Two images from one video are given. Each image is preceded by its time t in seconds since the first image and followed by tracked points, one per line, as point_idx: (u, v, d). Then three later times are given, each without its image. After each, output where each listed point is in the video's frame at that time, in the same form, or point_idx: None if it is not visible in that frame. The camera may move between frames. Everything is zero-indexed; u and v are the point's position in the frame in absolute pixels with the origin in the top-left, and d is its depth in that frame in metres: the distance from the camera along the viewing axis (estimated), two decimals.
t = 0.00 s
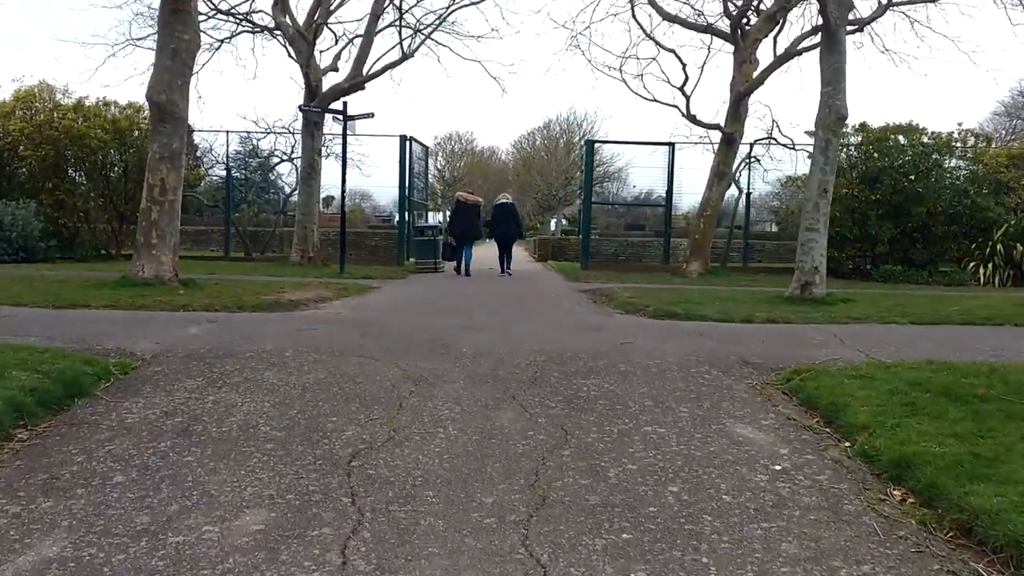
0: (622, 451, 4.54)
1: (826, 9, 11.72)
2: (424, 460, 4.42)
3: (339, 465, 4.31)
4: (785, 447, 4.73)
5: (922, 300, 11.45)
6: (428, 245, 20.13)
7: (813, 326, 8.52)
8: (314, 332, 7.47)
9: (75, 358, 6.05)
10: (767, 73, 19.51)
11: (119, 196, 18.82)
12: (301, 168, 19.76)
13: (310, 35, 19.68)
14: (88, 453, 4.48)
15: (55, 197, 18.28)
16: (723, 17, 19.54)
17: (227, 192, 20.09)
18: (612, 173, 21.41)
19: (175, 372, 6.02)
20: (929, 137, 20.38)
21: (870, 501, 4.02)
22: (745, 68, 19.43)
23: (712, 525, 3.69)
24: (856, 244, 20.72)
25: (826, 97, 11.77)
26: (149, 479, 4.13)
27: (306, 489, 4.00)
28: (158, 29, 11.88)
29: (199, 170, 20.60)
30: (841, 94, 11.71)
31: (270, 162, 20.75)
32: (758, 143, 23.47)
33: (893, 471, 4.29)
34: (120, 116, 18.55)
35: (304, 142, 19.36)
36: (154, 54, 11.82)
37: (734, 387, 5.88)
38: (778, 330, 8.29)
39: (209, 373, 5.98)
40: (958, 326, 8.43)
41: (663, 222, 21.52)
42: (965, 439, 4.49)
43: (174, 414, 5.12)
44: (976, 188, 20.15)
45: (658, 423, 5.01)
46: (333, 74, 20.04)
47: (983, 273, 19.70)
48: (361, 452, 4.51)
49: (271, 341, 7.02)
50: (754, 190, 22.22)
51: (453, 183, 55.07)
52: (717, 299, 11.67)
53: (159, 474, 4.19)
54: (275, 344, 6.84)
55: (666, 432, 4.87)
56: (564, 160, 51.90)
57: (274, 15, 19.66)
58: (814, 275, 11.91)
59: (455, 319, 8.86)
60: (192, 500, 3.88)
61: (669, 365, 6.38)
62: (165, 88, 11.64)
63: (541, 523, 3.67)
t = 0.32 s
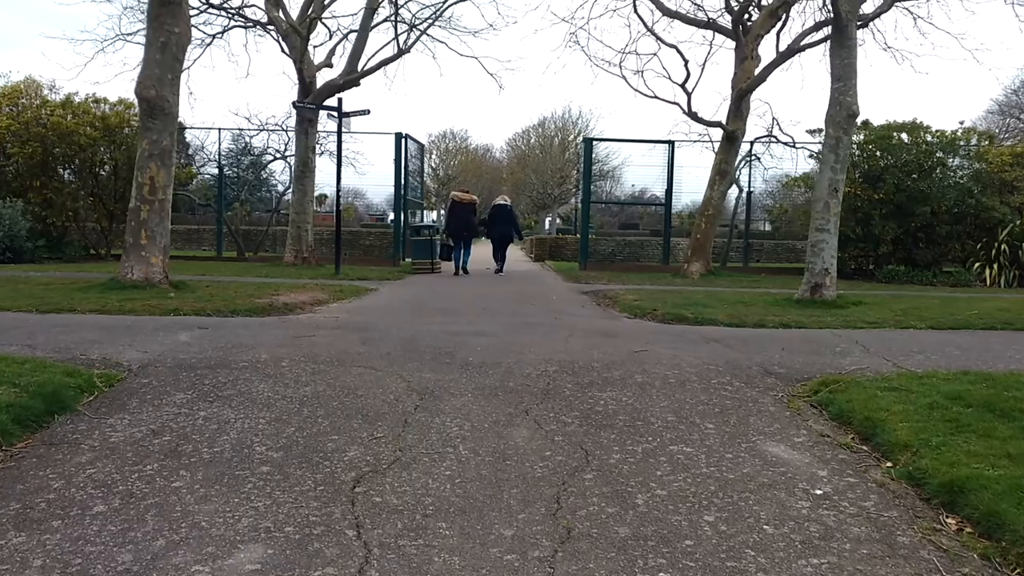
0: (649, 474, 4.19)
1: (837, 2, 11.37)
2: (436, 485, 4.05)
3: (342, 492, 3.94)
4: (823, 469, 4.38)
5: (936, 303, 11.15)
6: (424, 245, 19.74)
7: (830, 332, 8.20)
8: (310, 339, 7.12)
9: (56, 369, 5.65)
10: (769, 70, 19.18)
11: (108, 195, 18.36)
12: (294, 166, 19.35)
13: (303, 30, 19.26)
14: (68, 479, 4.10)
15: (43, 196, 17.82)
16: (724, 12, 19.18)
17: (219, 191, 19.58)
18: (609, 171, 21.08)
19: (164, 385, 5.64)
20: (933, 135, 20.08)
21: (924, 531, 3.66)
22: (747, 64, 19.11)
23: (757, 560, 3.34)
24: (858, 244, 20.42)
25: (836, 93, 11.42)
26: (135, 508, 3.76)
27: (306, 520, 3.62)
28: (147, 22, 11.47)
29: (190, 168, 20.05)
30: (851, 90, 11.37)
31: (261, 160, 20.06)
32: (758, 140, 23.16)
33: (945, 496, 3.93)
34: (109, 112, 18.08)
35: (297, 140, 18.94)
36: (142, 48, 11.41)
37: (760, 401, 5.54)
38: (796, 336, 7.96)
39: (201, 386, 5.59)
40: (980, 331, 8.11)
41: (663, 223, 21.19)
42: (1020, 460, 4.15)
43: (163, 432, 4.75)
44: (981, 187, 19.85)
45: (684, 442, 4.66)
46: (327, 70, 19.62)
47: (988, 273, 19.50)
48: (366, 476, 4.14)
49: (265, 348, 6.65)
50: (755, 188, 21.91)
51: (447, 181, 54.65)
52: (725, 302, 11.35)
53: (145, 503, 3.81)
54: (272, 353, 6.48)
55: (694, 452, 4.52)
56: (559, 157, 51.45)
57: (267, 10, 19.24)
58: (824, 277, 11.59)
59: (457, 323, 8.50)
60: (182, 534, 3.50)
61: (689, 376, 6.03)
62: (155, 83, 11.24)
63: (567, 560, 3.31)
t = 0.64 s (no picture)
0: (676, 495, 3.86)
1: None
2: (444, 509, 3.70)
3: (340, 518, 3.59)
4: (862, 488, 4.05)
5: (949, 303, 10.84)
6: (422, 242, 19.36)
7: (847, 335, 7.87)
8: (305, 343, 6.77)
9: (32, 378, 5.27)
10: (772, 64, 18.84)
11: (97, 190, 17.91)
12: (288, 160, 18.94)
13: (298, 22, 18.85)
14: (39, 502, 3.72)
15: (31, 191, 17.38)
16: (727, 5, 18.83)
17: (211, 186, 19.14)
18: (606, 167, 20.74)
19: (149, 394, 5.27)
20: (937, 131, 19.79)
21: (981, 561, 3.31)
22: (750, 58, 18.77)
23: None
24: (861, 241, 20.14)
25: (847, 87, 11.10)
26: (112, 537, 3.39)
27: (301, 552, 3.27)
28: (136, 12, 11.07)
29: (182, 164, 19.55)
30: (863, 84, 11.04)
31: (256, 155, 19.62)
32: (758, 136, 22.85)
33: (1000, 521, 3.59)
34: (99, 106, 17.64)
35: (292, 133, 18.55)
36: (132, 38, 11.02)
37: (785, 411, 5.20)
38: (812, 339, 7.64)
39: (188, 395, 5.23)
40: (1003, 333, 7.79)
41: (664, 221, 20.86)
42: None
43: (145, 447, 4.39)
44: (986, 183, 19.56)
45: (709, 459, 4.33)
46: (322, 63, 19.22)
47: (994, 271, 19.30)
48: (366, 498, 3.79)
49: (258, 354, 6.30)
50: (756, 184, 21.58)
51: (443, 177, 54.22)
52: (733, 301, 11.03)
53: (122, 531, 3.45)
54: (264, 358, 6.13)
55: (720, 470, 4.19)
56: (555, 153, 51.06)
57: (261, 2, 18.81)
58: (834, 275, 11.28)
59: (459, 324, 8.14)
60: (163, 568, 3.15)
61: (707, 384, 5.69)
62: (144, 74, 10.86)
63: None
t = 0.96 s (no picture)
0: (717, 533, 3.52)
1: None
2: (463, 550, 3.36)
3: (349, 562, 3.24)
4: (916, 522, 3.72)
5: (967, 309, 10.51)
6: (421, 243, 19.00)
7: (871, 345, 7.54)
8: (305, 355, 6.42)
9: (12, 396, 4.91)
10: (779, 62, 18.51)
11: (90, 189, 17.51)
12: (286, 159, 18.57)
13: (295, 18, 18.46)
14: (15, 542, 3.36)
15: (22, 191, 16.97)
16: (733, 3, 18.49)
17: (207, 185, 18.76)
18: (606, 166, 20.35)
19: (139, 414, 4.91)
20: (945, 131, 19.48)
21: None
22: (756, 56, 18.44)
23: None
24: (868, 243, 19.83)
25: (863, 86, 10.78)
26: None
27: None
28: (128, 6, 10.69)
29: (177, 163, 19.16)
30: (879, 83, 10.72)
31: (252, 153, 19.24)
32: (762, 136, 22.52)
33: None
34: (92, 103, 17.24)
35: (289, 132, 18.17)
36: (124, 33, 10.64)
37: (821, 433, 4.86)
38: (835, 349, 7.31)
39: (180, 416, 4.87)
40: None
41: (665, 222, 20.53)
42: None
43: (134, 477, 4.03)
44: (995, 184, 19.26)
45: (746, 489, 4.00)
46: (319, 60, 18.84)
47: (1002, 274, 19.04)
48: (377, 538, 3.45)
49: (255, 368, 5.94)
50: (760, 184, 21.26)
51: (439, 175, 53.78)
52: (745, 307, 10.70)
53: None
54: (263, 373, 5.78)
55: (760, 503, 3.86)
56: (553, 151, 50.62)
57: None
58: (849, 280, 10.95)
59: (465, 333, 7.80)
60: None
61: (733, 401, 5.36)
62: (136, 71, 10.48)
63: None
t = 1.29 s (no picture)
0: None
1: None
2: None
3: None
4: (975, 560, 3.40)
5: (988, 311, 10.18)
6: (422, 240, 18.65)
7: (898, 352, 7.20)
8: (306, 365, 6.09)
9: None
10: (786, 57, 18.15)
11: (84, 186, 17.14)
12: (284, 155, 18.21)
13: (293, 11, 18.08)
14: None
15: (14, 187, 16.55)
16: None
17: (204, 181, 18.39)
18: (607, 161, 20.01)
19: (128, 434, 4.57)
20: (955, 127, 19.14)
21: None
22: (762, 51, 18.08)
23: None
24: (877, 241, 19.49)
25: (880, 81, 10.43)
26: None
27: None
28: None
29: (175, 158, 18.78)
30: (897, 78, 10.37)
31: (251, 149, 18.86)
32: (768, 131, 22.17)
33: None
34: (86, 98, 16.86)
35: (287, 127, 17.79)
36: (116, 26, 10.27)
37: (859, 455, 4.53)
38: (860, 357, 6.99)
39: (172, 437, 4.54)
40: None
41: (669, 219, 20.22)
42: None
43: (120, 508, 3.68)
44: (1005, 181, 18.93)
45: (788, 522, 3.67)
46: (318, 54, 18.46)
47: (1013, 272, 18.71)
48: None
49: (252, 380, 5.60)
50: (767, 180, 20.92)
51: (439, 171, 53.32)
52: (760, 309, 10.36)
53: None
54: (261, 386, 5.45)
55: (804, 538, 3.53)
56: (553, 146, 50.13)
57: None
58: (865, 282, 10.62)
59: (473, 340, 7.47)
60: None
61: (762, 418, 5.03)
62: (129, 65, 10.12)
63: None
